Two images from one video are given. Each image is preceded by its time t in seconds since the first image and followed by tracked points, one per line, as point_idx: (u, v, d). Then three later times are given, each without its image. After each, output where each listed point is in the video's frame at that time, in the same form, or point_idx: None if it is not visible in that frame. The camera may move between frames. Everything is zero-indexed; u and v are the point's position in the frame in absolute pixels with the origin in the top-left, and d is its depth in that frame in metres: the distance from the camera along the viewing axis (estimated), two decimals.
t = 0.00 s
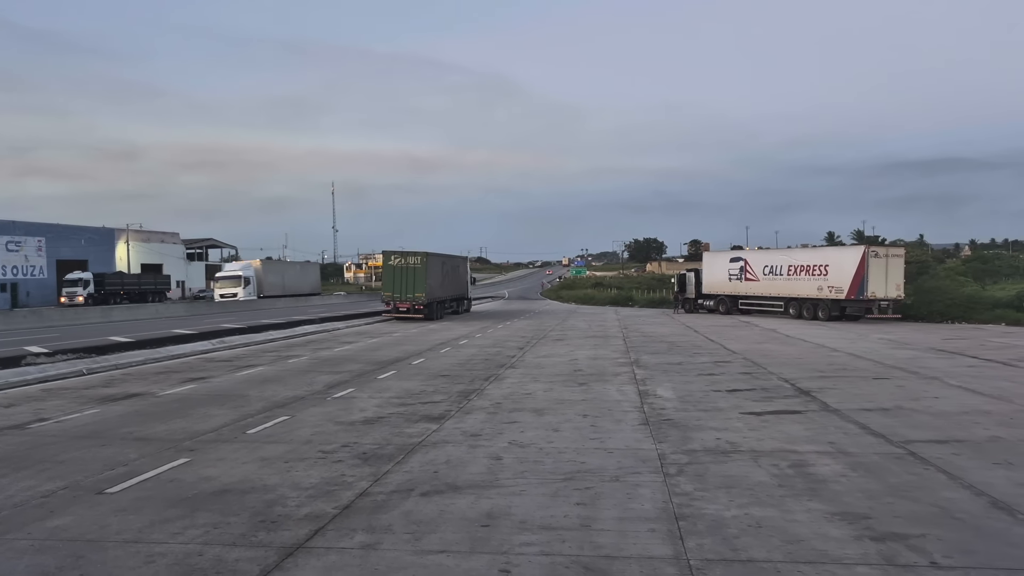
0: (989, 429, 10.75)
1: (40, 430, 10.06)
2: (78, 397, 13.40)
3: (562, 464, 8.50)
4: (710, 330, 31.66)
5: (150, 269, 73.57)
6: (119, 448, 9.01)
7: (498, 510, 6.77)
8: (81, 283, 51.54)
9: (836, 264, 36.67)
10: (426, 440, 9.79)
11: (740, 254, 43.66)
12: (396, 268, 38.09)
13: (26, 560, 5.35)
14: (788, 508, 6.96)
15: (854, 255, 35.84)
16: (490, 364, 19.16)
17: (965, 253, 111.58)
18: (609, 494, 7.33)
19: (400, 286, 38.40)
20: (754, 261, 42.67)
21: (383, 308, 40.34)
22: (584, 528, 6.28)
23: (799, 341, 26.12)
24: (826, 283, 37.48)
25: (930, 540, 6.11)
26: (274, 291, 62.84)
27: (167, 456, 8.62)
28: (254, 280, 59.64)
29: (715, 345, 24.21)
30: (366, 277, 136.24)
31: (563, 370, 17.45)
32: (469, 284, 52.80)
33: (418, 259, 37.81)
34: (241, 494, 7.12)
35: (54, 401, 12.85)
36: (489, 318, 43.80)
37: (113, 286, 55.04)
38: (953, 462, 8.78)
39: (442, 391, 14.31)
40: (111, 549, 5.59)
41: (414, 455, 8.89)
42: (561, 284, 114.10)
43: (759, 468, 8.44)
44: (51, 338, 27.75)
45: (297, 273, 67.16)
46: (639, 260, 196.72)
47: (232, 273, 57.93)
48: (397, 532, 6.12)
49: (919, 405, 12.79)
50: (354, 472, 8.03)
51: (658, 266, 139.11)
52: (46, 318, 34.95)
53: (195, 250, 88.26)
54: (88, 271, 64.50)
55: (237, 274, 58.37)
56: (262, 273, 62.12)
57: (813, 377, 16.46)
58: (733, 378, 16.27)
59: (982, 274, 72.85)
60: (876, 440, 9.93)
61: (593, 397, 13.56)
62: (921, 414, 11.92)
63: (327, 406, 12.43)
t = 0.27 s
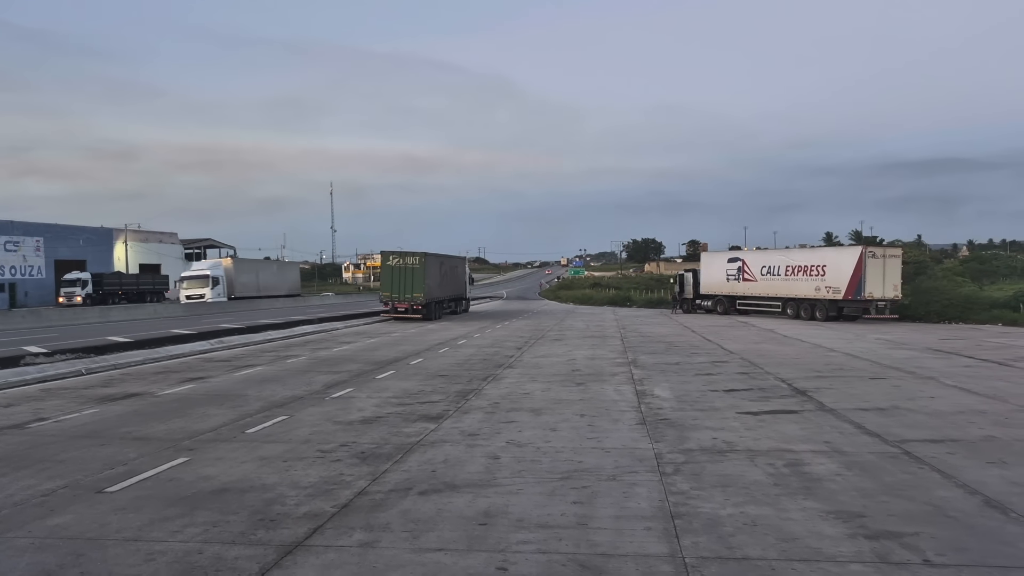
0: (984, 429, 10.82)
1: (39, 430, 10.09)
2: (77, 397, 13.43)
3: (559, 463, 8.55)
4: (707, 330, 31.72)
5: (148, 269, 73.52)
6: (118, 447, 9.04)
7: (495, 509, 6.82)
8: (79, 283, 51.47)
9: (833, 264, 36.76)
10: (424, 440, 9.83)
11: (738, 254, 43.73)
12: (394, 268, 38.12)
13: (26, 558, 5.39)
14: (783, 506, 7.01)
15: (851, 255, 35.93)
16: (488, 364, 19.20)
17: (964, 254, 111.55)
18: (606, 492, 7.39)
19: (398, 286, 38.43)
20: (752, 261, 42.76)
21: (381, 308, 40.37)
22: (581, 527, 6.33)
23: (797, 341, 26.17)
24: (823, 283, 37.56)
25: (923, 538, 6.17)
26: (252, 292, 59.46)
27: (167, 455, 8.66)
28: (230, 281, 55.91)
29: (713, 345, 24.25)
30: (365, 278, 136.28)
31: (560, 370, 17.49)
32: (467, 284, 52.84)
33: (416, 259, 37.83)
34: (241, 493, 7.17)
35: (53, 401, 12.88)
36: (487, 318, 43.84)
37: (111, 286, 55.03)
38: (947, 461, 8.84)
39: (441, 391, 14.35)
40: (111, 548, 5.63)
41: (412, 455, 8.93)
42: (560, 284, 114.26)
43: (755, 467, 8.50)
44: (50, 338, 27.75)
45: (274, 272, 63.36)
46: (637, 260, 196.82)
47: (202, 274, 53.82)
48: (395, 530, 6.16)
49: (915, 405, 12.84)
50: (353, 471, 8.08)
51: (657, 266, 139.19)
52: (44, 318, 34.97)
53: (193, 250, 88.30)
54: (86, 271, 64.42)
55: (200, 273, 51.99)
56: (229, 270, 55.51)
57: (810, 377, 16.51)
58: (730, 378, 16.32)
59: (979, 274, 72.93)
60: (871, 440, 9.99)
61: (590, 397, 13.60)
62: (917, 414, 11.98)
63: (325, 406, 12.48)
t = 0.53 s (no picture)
0: (980, 428, 10.88)
1: (40, 430, 10.13)
2: (76, 397, 13.46)
3: (556, 462, 8.61)
4: (705, 330, 31.80)
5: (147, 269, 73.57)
6: (118, 447, 9.07)
7: (493, 507, 6.87)
8: (78, 283, 51.42)
9: (830, 265, 36.85)
10: (422, 439, 9.88)
11: (736, 254, 43.80)
12: (392, 268, 38.14)
13: (27, 556, 5.43)
14: (779, 505, 7.07)
15: (849, 255, 36.01)
16: (486, 364, 19.24)
17: (961, 254, 111.46)
18: (603, 491, 7.44)
19: (396, 286, 38.44)
20: (750, 262, 42.83)
21: (380, 308, 40.41)
22: (578, 525, 6.38)
23: (794, 341, 26.25)
24: (821, 284, 37.65)
25: (917, 536, 6.22)
26: (218, 293, 52.56)
27: (166, 454, 8.70)
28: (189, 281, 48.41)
29: (711, 346, 24.31)
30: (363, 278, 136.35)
31: (558, 370, 17.54)
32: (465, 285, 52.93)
33: (414, 259, 37.86)
34: (240, 492, 7.21)
35: (52, 401, 12.92)
36: (485, 318, 43.88)
37: (109, 287, 55.02)
38: (942, 460, 8.90)
39: (439, 390, 14.40)
40: (112, 546, 5.67)
41: (410, 454, 8.98)
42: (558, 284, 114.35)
43: (751, 466, 8.56)
44: (49, 338, 27.75)
45: (247, 272, 57.70)
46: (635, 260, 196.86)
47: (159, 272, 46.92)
48: (393, 528, 6.21)
49: (910, 404, 12.90)
50: (351, 470, 8.11)
51: (655, 267, 139.21)
52: (43, 318, 34.96)
53: (192, 250, 88.38)
54: (84, 271, 64.35)
55: (166, 273, 46.91)
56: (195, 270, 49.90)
57: (807, 377, 16.57)
58: (727, 378, 16.38)
59: (976, 275, 73.03)
60: (867, 439, 10.06)
61: (588, 396, 13.65)
62: (912, 413, 12.05)
63: (323, 405, 12.51)
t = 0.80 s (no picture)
0: (975, 428, 10.94)
1: (38, 430, 10.15)
2: (74, 397, 13.49)
3: (553, 462, 8.65)
4: (702, 330, 31.88)
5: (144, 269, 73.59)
6: (116, 447, 9.10)
7: (490, 506, 6.91)
8: (75, 284, 51.42)
9: (827, 265, 36.94)
10: (420, 439, 9.92)
11: (733, 255, 43.89)
12: (390, 269, 38.16)
13: (26, 555, 5.46)
14: (774, 504, 7.11)
15: (846, 256, 36.10)
16: (484, 364, 19.28)
17: (959, 254, 111.46)
18: (600, 490, 7.48)
19: (394, 286, 38.48)
20: (747, 262, 42.91)
21: (377, 309, 40.46)
22: (574, 524, 6.42)
23: (791, 342, 26.34)
24: (818, 285, 37.74)
25: (911, 535, 6.27)
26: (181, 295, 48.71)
27: (165, 454, 8.73)
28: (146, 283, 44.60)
29: (708, 346, 24.39)
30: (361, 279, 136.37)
31: (555, 371, 17.60)
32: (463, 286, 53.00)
33: (412, 259, 37.91)
34: (238, 491, 7.24)
35: (50, 401, 12.95)
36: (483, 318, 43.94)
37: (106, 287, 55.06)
38: (937, 460, 8.95)
39: (436, 391, 14.43)
40: (111, 545, 5.70)
41: (408, 454, 9.01)
42: (556, 286, 114.36)
43: (747, 466, 8.61)
44: (47, 339, 27.77)
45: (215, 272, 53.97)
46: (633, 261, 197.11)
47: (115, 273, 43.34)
48: (391, 527, 6.25)
49: (906, 405, 12.95)
50: (349, 470, 8.15)
51: (652, 268, 139.28)
52: (40, 319, 34.94)
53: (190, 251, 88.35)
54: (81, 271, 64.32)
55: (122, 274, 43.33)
56: (151, 269, 46.65)
57: (804, 378, 16.63)
58: (724, 378, 16.44)
59: (974, 276, 73.14)
60: (862, 439, 10.12)
61: (585, 397, 13.69)
62: (908, 413, 12.11)
63: (321, 406, 12.54)
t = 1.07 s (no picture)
0: (970, 428, 10.99)
1: (36, 430, 10.17)
2: (72, 398, 13.51)
3: (550, 462, 8.69)
4: (699, 331, 31.95)
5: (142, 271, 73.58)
6: (114, 447, 9.11)
7: (487, 506, 6.93)
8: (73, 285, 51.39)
9: (824, 266, 37.03)
10: (418, 439, 9.95)
11: (731, 256, 43.98)
12: (388, 270, 38.16)
13: (26, 555, 5.48)
14: (770, 503, 7.16)
15: (842, 257, 36.20)
16: (481, 365, 19.33)
17: (957, 254, 111.45)
18: (596, 490, 7.51)
19: (391, 287, 38.50)
20: (744, 263, 42.99)
21: (375, 310, 40.51)
22: (571, 524, 6.45)
23: (788, 343, 26.42)
24: (815, 286, 37.84)
25: (906, 534, 6.31)
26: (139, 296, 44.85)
27: (163, 455, 8.75)
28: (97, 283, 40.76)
29: (705, 347, 24.47)
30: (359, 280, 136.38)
31: (553, 371, 17.64)
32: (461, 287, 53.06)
33: (410, 261, 37.95)
34: (236, 492, 7.27)
35: (48, 401, 12.97)
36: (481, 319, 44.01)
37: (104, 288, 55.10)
38: (932, 460, 9.00)
39: (434, 392, 14.46)
40: (110, 544, 5.73)
41: (405, 454, 9.04)
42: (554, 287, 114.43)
43: (743, 466, 8.66)
44: (45, 340, 27.78)
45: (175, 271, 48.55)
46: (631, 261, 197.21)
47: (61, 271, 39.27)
48: (389, 527, 6.28)
49: (902, 405, 13.00)
50: (347, 471, 8.17)
51: (650, 269, 139.37)
52: (38, 320, 34.88)
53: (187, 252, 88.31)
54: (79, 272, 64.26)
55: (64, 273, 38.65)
56: (104, 269, 41.75)
57: (800, 378, 16.70)
58: (721, 379, 16.50)
59: (970, 276, 73.28)
60: (858, 439, 10.16)
61: (582, 397, 13.73)
62: (903, 414, 12.17)
63: (319, 406, 12.57)
